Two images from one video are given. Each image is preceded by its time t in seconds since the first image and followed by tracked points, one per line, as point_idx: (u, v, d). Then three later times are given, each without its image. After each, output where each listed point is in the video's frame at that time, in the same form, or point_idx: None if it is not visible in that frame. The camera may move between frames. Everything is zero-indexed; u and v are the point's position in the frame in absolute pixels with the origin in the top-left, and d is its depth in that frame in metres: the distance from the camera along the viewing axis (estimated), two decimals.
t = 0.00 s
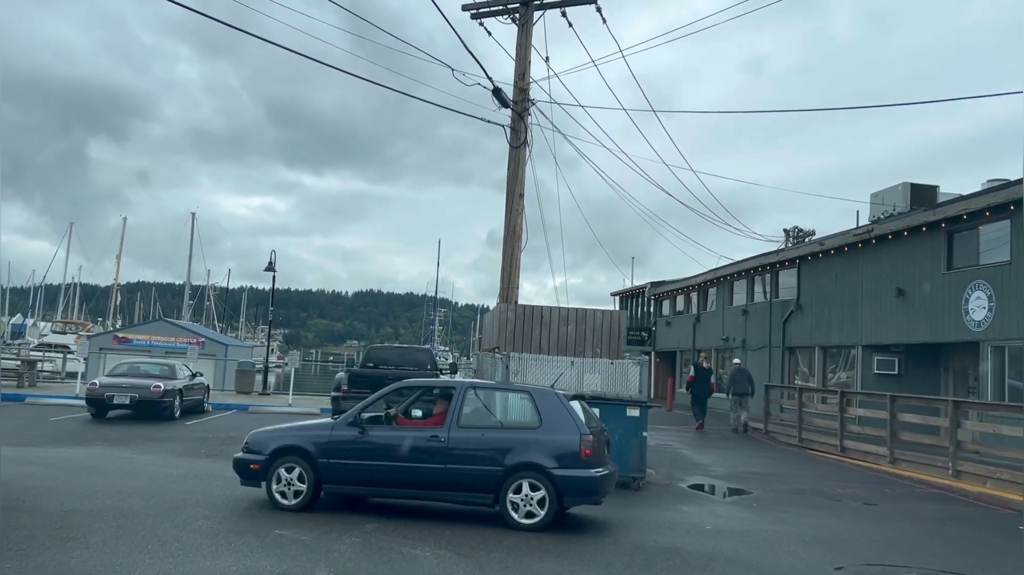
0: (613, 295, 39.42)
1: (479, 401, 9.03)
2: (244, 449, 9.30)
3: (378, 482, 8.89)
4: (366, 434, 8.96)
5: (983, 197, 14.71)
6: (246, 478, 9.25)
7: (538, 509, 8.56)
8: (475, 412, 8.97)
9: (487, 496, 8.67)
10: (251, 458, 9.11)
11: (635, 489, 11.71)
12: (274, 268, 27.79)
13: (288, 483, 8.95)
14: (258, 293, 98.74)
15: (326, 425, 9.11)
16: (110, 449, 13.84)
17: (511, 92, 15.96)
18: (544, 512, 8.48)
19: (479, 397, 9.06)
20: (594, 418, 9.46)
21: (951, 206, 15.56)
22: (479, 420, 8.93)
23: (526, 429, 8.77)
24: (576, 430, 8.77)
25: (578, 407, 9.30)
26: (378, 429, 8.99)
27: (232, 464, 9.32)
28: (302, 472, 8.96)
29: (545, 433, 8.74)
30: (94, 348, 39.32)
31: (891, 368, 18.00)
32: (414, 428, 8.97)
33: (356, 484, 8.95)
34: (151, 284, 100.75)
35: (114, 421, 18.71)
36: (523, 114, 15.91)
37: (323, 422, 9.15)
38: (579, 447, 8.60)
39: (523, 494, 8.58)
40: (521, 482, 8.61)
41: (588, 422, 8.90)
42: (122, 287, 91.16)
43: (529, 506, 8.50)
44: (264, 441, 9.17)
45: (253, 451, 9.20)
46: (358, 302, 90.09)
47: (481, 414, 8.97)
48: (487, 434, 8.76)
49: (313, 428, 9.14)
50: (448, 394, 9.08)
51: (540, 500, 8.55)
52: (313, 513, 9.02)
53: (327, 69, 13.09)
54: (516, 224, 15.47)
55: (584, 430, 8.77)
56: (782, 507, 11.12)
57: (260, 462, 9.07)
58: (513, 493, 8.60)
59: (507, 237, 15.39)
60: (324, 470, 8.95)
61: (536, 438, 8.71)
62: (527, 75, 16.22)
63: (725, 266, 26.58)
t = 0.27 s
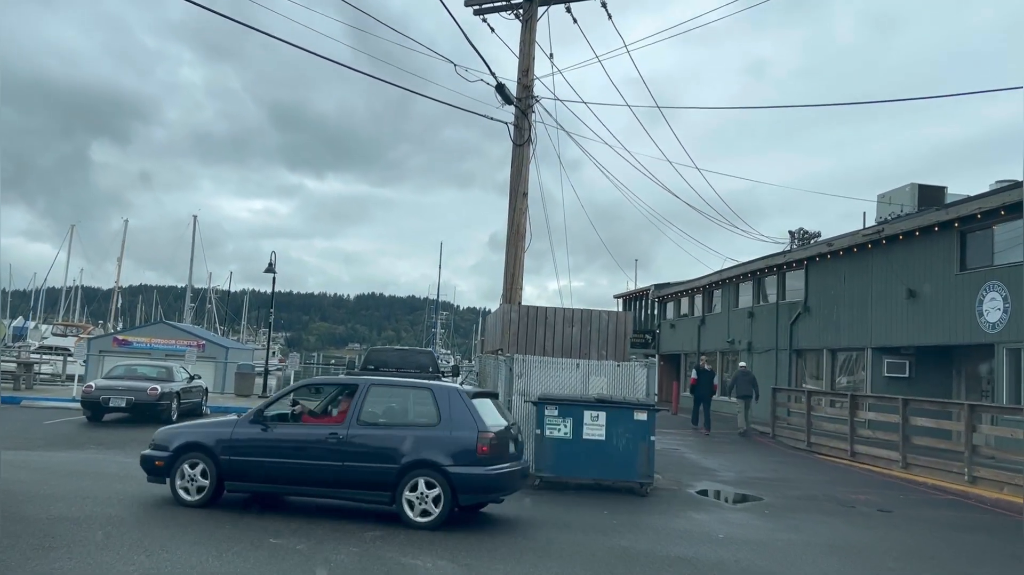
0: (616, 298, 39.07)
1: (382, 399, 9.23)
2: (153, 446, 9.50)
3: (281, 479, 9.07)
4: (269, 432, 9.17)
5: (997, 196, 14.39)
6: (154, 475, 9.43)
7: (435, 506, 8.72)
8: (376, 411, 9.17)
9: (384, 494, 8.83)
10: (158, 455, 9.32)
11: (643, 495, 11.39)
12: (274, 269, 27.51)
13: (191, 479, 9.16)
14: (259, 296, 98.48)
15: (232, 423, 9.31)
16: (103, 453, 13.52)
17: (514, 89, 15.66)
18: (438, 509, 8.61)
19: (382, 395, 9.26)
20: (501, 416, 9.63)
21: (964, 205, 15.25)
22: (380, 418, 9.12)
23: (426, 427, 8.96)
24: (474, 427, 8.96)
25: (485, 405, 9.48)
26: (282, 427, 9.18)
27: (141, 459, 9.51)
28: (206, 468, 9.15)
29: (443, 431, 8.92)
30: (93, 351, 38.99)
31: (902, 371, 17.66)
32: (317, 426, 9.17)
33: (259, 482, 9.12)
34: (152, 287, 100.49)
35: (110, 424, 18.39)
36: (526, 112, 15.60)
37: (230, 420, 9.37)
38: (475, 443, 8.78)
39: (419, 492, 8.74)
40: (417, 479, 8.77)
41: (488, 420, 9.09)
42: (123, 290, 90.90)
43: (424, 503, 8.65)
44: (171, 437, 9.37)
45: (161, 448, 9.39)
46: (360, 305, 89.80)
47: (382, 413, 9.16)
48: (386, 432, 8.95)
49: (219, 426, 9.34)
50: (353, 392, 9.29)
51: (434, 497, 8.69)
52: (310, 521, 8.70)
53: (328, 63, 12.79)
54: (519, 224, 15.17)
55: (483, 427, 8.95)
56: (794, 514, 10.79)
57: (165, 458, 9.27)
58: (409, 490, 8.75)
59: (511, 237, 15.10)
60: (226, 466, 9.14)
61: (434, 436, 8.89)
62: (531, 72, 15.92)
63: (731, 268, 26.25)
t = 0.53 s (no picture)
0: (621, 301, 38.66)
1: (283, 396, 9.05)
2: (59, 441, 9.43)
3: (179, 476, 8.96)
4: (169, 428, 9.06)
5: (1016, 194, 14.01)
6: (60, 470, 9.39)
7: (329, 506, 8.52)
8: (275, 408, 8.99)
9: (279, 493, 8.66)
10: (60, 450, 9.25)
11: (654, 502, 11.00)
12: (275, 271, 27.18)
13: (92, 475, 9.10)
14: (262, 300, 98.20)
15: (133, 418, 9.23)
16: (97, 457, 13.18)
17: (520, 85, 15.30)
18: (332, 509, 8.44)
19: (283, 392, 9.08)
20: (411, 415, 9.40)
21: (982, 204, 14.87)
22: (279, 415, 8.95)
23: (322, 425, 8.76)
24: (372, 427, 8.73)
25: (393, 405, 9.23)
26: (182, 423, 9.08)
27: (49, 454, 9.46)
28: (107, 464, 9.09)
29: (340, 429, 8.72)
30: (94, 354, 38.65)
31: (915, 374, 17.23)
32: (216, 422, 9.02)
33: (158, 479, 9.03)
34: (155, 291, 100.30)
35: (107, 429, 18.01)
36: (532, 108, 15.24)
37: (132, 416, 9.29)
38: (371, 444, 8.56)
39: (313, 491, 8.55)
40: (311, 479, 8.57)
41: (387, 418, 8.87)
42: (126, 294, 90.69)
43: (317, 503, 8.46)
44: (74, 433, 9.30)
45: (65, 442, 9.33)
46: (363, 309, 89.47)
47: (281, 410, 8.99)
48: (282, 430, 8.78)
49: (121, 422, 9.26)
50: (252, 389, 9.13)
51: (329, 496, 8.49)
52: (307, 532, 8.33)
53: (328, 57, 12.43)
54: (524, 223, 14.82)
55: (381, 427, 8.71)
56: (810, 523, 10.41)
57: (66, 454, 9.21)
58: (304, 490, 8.57)
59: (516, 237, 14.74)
60: (127, 462, 9.06)
61: (330, 434, 8.70)
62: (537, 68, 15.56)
63: (738, 269, 25.85)
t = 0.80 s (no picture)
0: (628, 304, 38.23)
1: (182, 395, 9.20)
2: None
3: (68, 473, 9.16)
4: (73, 425, 9.23)
5: None
6: None
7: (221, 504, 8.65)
8: (176, 406, 9.14)
9: (174, 490, 8.80)
10: None
11: (668, 511, 10.60)
12: (278, 274, 26.81)
13: None
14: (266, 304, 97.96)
15: (40, 416, 9.41)
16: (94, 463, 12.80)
17: (526, 81, 14.92)
18: (225, 506, 8.57)
19: (183, 391, 9.23)
20: (314, 417, 9.56)
21: (1003, 202, 14.45)
22: (179, 413, 9.10)
23: (217, 423, 8.91)
24: (268, 425, 8.88)
25: (298, 406, 9.40)
26: (86, 420, 9.24)
27: None
28: (10, 461, 9.23)
29: (236, 427, 8.87)
30: (96, 358, 38.27)
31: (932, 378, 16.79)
32: (118, 420, 9.18)
33: (61, 476, 9.18)
34: (159, 295, 100.13)
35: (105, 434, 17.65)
36: (539, 105, 14.87)
37: (40, 413, 9.47)
38: (266, 442, 8.70)
39: (207, 490, 8.68)
40: (206, 477, 8.71)
41: (285, 417, 9.02)
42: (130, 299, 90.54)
43: (210, 501, 8.60)
44: None
45: None
46: (367, 312, 89.05)
47: (183, 408, 9.14)
48: (180, 427, 8.93)
49: (28, 419, 9.44)
50: (155, 388, 9.29)
51: (222, 494, 8.64)
52: (307, 545, 7.94)
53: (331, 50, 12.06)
54: (531, 223, 14.45)
55: (277, 425, 8.87)
56: (832, 533, 10.00)
57: None
58: (198, 488, 8.71)
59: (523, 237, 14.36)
60: (29, 459, 9.23)
61: (226, 432, 8.84)
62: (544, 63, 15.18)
63: (748, 271, 25.41)
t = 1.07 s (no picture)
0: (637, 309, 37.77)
1: (92, 393, 9.12)
2: None
3: None
4: None
5: None
6: None
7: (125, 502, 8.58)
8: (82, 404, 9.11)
9: (77, 490, 8.75)
10: None
11: (688, 522, 10.19)
12: (284, 277, 26.48)
13: None
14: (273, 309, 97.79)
15: None
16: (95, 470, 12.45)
17: (538, 79, 14.55)
18: (123, 505, 8.48)
19: (90, 388, 9.17)
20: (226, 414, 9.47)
21: None
22: (84, 412, 9.06)
23: (119, 421, 8.84)
24: (170, 423, 8.80)
25: (207, 405, 9.36)
26: None
27: None
28: None
29: (137, 425, 8.80)
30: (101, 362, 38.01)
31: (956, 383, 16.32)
32: (26, 419, 9.18)
33: None
34: (167, 300, 100.08)
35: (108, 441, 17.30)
36: (551, 103, 14.49)
37: None
38: (165, 439, 8.64)
39: (108, 489, 8.61)
40: (106, 477, 8.63)
41: (188, 415, 8.94)
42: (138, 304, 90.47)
43: (109, 500, 8.52)
44: None
45: None
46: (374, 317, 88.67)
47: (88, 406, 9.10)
48: (82, 426, 8.88)
49: None
50: (63, 388, 9.27)
51: (122, 493, 8.56)
52: (316, 559, 7.55)
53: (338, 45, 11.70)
54: (544, 224, 14.06)
55: (178, 423, 8.80)
56: (862, 546, 9.57)
57: None
58: (99, 488, 8.64)
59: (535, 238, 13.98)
60: None
61: (127, 430, 8.77)
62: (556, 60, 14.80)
63: (762, 274, 24.96)
